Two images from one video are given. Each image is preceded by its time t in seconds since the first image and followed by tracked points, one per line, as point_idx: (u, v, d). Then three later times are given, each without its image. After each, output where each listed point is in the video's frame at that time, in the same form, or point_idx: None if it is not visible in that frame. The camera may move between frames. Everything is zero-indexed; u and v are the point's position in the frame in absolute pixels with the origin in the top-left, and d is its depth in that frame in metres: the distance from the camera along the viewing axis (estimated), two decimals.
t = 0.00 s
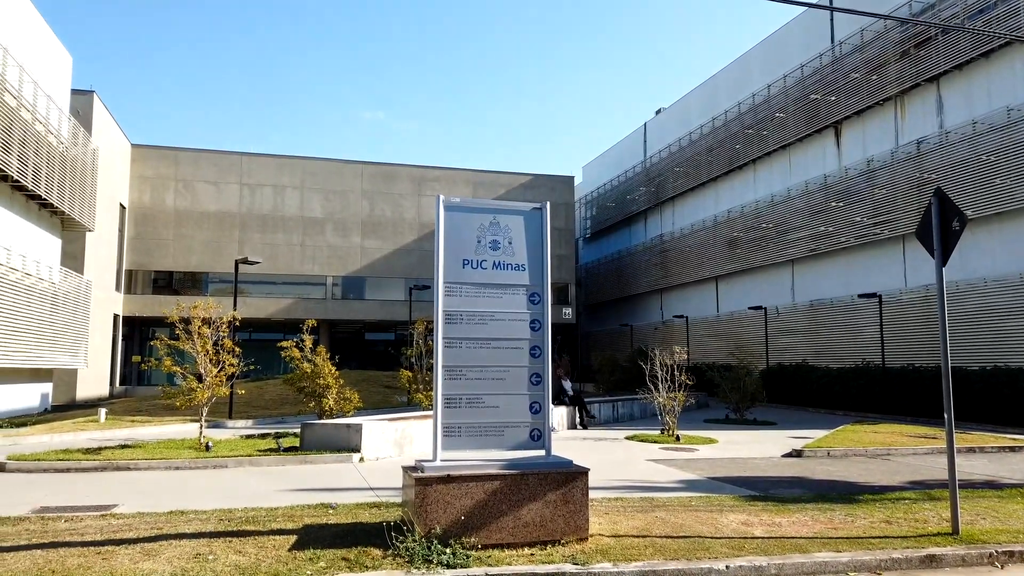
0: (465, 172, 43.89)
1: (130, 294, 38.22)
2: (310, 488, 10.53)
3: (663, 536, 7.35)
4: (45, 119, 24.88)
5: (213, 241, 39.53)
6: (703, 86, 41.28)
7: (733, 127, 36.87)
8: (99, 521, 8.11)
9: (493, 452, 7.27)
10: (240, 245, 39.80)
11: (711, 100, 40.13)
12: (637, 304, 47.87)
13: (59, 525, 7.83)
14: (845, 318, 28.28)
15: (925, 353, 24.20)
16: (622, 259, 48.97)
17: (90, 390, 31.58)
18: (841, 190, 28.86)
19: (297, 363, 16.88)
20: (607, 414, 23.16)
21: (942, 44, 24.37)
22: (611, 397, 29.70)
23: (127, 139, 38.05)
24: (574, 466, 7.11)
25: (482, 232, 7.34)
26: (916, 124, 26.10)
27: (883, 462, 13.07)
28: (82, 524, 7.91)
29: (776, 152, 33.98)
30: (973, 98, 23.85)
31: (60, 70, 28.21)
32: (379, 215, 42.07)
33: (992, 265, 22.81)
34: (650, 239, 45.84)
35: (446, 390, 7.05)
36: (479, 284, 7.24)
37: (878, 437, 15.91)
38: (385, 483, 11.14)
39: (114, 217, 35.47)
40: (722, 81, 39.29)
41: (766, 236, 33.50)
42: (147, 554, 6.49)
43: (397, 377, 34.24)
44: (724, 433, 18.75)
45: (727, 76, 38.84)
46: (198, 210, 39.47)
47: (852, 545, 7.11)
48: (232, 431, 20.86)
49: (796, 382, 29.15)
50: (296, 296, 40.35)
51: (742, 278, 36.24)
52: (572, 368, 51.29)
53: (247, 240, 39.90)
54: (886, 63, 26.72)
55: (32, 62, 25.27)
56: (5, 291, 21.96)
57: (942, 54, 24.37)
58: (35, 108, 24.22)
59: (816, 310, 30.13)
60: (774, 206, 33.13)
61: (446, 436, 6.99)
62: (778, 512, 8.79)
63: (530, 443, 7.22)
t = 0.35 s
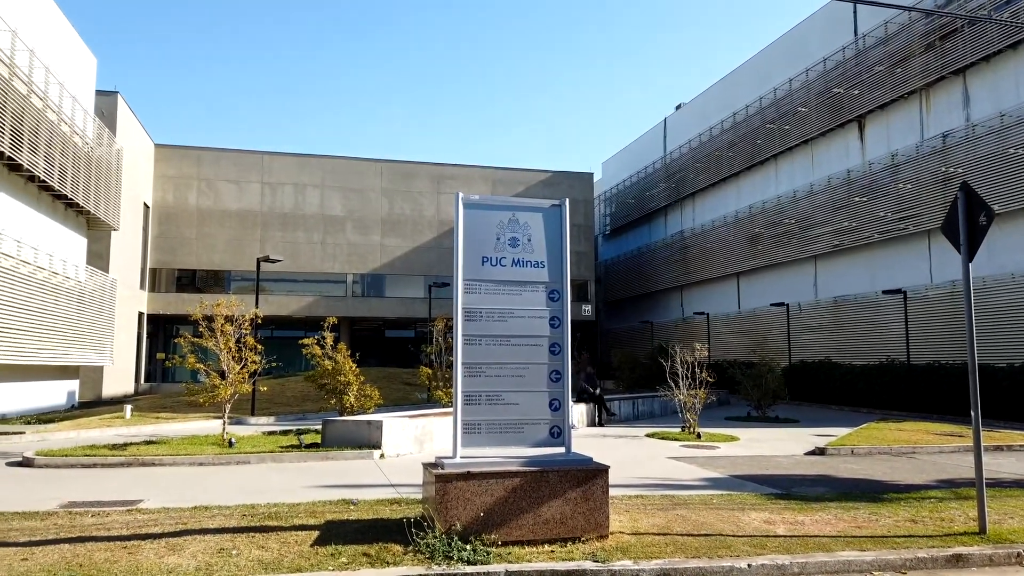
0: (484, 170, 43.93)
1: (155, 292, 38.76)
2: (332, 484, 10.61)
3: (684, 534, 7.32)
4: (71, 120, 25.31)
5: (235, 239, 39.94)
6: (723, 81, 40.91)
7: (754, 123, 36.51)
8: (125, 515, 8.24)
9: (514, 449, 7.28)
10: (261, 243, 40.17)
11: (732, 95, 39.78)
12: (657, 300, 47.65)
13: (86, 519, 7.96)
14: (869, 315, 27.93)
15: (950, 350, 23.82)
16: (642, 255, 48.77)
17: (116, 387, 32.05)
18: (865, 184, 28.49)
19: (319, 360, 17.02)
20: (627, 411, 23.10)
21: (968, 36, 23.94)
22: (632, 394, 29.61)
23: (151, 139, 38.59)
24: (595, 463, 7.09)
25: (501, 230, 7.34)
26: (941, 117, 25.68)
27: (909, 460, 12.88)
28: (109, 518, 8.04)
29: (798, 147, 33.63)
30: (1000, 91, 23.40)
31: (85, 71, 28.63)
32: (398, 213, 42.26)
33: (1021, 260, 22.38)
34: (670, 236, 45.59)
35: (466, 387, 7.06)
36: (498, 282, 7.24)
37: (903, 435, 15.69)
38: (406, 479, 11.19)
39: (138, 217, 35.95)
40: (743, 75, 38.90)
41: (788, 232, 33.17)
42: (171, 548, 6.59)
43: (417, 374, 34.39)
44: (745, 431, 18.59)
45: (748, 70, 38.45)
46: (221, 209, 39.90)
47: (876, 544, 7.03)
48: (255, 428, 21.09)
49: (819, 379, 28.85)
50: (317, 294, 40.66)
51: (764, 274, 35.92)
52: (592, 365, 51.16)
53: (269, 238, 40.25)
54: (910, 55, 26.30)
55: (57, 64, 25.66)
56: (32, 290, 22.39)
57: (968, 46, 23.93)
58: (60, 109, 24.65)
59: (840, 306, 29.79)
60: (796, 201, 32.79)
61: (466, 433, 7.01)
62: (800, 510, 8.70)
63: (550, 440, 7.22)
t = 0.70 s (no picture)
0: (501, 167, 43.91)
1: (175, 290, 39.20)
2: (351, 481, 10.67)
3: (703, 532, 7.28)
4: (92, 120, 25.63)
5: (254, 237, 40.28)
6: (741, 75, 40.54)
7: (773, 118, 36.15)
8: (147, 512, 8.34)
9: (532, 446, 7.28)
10: (280, 241, 40.47)
11: (751, 90, 39.42)
12: (675, 297, 47.41)
13: (110, 516, 8.06)
14: (890, 311, 27.60)
15: (974, 346, 23.46)
16: (659, 252, 48.54)
17: (138, 385, 32.46)
18: (886, 179, 28.13)
19: (337, 357, 17.13)
20: (645, 408, 23.02)
21: (992, 27, 23.52)
22: (649, 392, 29.51)
23: (171, 139, 38.99)
24: (612, 461, 7.06)
25: (518, 227, 7.33)
26: (965, 111, 25.27)
27: (931, 459, 12.73)
28: (131, 514, 8.14)
29: (817, 142, 33.28)
30: None
31: (106, 72, 28.97)
32: (415, 211, 42.40)
33: None
34: (688, 232, 45.32)
35: (483, 384, 7.07)
36: (515, 279, 7.24)
37: (926, 433, 15.50)
38: (424, 476, 11.23)
39: (158, 216, 36.35)
40: (762, 70, 38.53)
41: (808, 228, 32.85)
42: (193, 544, 6.66)
43: (435, 371, 34.51)
44: (764, 428, 18.47)
45: (767, 64, 38.08)
46: (240, 208, 40.25)
47: (898, 543, 6.94)
48: (275, 424, 21.29)
49: (839, 376, 28.55)
50: (334, 291, 40.91)
51: (783, 271, 35.61)
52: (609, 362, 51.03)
53: (287, 237, 40.53)
54: (933, 48, 25.91)
55: (78, 65, 25.99)
56: (56, 289, 22.74)
57: (992, 38, 23.51)
58: (82, 110, 24.97)
59: (860, 303, 29.46)
60: (816, 197, 32.46)
61: (483, 430, 7.02)
62: (821, 508, 8.62)
63: (567, 437, 7.21)
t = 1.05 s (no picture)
0: (519, 164, 43.85)
1: (198, 288, 39.67)
2: (371, 478, 10.73)
3: (723, 530, 7.23)
4: (116, 121, 25.98)
5: (274, 236, 40.62)
6: (762, 70, 40.11)
7: (794, 112, 35.75)
8: (170, 507, 8.45)
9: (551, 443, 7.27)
10: (300, 239, 40.78)
11: (771, 84, 39.00)
12: (695, 294, 47.13)
13: (134, 511, 8.18)
14: (914, 308, 27.21)
15: (1000, 343, 23.05)
16: (679, 249, 48.26)
17: (161, 382, 32.89)
18: (910, 174, 27.70)
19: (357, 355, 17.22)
20: (664, 406, 22.92)
21: (1018, 18, 23.06)
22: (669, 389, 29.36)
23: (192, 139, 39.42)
24: (632, 458, 7.03)
25: (536, 224, 7.32)
26: (991, 104, 24.81)
27: (957, 457, 12.53)
28: (155, 510, 8.25)
29: (840, 136, 32.86)
30: None
31: (129, 73, 29.34)
32: (434, 208, 42.52)
33: None
34: (708, 229, 45.00)
35: (502, 381, 7.07)
36: (534, 276, 7.23)
37: (951, 431, 15.25)
38: (443, 473, 11.26)
39: (180, 215, 36.77)
40: (783, 64, 38.10)
41: (829, 223, 32.48)
42: (216, 539, 6.74)
43: (453, 368, 34.63)
44: (786, 426, 18.30)
45: (788, 58, 37.64)
46: (260, 207, 40.60)
47: (922, 542, 6.84)
48: (296, 422, 21.47)
49: (862, 374, 28.22)
50: (354, 289, 41.15)
51: (805, 267, 35.24)
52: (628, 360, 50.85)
53: (307, 235, 40.82)
54: (958, 40, 25.46)
55: (101, 66, 26.33)
56: (81, 288, 23.12)
57: (1018, 29, 23.05)
58: (106, 110, 25.32)
59: (884, 299, 29.07)
60: (839, 192, 32.07)
61: (502, 427, 7.02)
62: (843, 507, 8.52)
63: (587, 434, 7.19)
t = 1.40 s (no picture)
0: (536, 161, 43.79)
1: (219, 287, 40.11)
2: (390, 474, 10.79)
3: (744, 528, 7.17)
4: (138, 121, 26.32)
5: (294, 234, 40.93)
6: (782, 64, 39.68)
7: (815, 107, 35.32)
8: (192, 503, 8.55)
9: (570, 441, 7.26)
10: (320, 237, 41.05)
11: (792, 79, 38.55)
12: (715, 291, 46.82)
13: (157, 506, 8.29)
14: (939, 304, 26.81)
15: None
16: (698, 245, 47.93)
17: (184, 380, 33.32)
18: (933, 169, 27.29)
19: (376, 352, 17.31)
20: (684, 404, 22.80)
21: None
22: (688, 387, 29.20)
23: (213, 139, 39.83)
24: (651, 456, 7.00)
25: (554, 221, 7.30)
26: (1017, 97, 24.35)
27: (982, 456, 12.33)
28: (178, 505, 8.34)
29: (862, 131, 32.44)
30: None
31: (150, 74, 29.69)
32: (452, 206, 42.61)
33: None
34: (727, 225, 44.65)
35: (521, 379, 7.07)
36: (552, 273, 7.22)
37: (977, 430, 15.00)
38: (462, 470, 11.30)
39: (202, 214, 37.18)
40: (804, 58, 37.64)
41: (851, 219, 32.09)
42: (238, 534, 6.81)
43: (473, 366, 34.68)
44: (807, 424, 18.11)
45: (809, 52, 37.19)
46: (280, 205, 40.94)
47: (947, 542, 6.74)
48: (316, 418, 21.67)
49: (885, 371, 27.88)
50: (373, 287, 41.38)
51: (826, 263, 34.86)
52: (647, 357, 50.64)
53: (326, 233, 41.10)
54: (983, 33, 25.02)
55: (124, 67, 26.66)
56: (105, 286, 23.45)
57: None
58: (128, 111, 25.66)
59: (907, 296, 28.68)
60: (861, 188, 31.68)
61: (521, 424, 7.02)
62: (866, 506, 8.42)
63: (605, 432, 7.16)
